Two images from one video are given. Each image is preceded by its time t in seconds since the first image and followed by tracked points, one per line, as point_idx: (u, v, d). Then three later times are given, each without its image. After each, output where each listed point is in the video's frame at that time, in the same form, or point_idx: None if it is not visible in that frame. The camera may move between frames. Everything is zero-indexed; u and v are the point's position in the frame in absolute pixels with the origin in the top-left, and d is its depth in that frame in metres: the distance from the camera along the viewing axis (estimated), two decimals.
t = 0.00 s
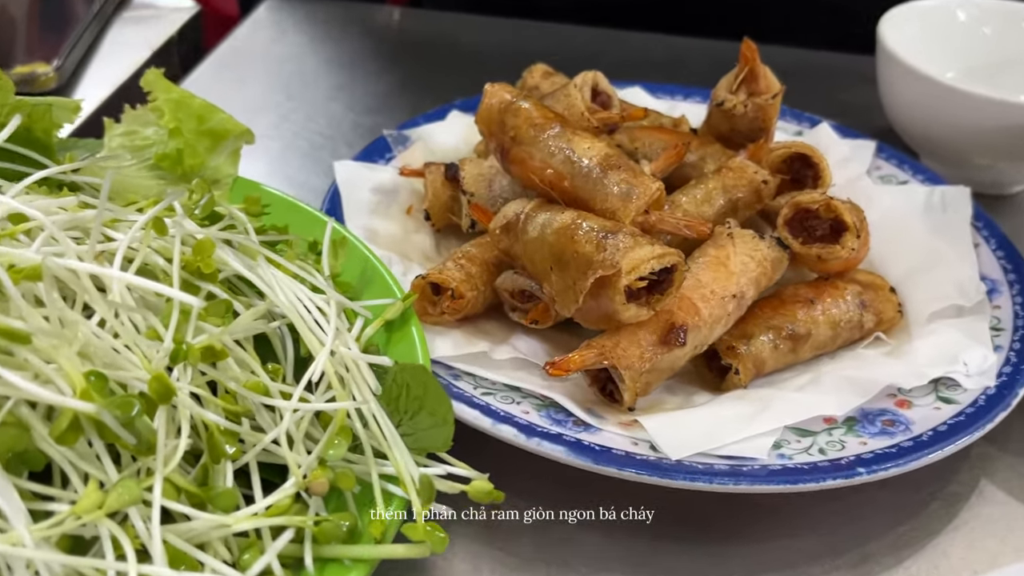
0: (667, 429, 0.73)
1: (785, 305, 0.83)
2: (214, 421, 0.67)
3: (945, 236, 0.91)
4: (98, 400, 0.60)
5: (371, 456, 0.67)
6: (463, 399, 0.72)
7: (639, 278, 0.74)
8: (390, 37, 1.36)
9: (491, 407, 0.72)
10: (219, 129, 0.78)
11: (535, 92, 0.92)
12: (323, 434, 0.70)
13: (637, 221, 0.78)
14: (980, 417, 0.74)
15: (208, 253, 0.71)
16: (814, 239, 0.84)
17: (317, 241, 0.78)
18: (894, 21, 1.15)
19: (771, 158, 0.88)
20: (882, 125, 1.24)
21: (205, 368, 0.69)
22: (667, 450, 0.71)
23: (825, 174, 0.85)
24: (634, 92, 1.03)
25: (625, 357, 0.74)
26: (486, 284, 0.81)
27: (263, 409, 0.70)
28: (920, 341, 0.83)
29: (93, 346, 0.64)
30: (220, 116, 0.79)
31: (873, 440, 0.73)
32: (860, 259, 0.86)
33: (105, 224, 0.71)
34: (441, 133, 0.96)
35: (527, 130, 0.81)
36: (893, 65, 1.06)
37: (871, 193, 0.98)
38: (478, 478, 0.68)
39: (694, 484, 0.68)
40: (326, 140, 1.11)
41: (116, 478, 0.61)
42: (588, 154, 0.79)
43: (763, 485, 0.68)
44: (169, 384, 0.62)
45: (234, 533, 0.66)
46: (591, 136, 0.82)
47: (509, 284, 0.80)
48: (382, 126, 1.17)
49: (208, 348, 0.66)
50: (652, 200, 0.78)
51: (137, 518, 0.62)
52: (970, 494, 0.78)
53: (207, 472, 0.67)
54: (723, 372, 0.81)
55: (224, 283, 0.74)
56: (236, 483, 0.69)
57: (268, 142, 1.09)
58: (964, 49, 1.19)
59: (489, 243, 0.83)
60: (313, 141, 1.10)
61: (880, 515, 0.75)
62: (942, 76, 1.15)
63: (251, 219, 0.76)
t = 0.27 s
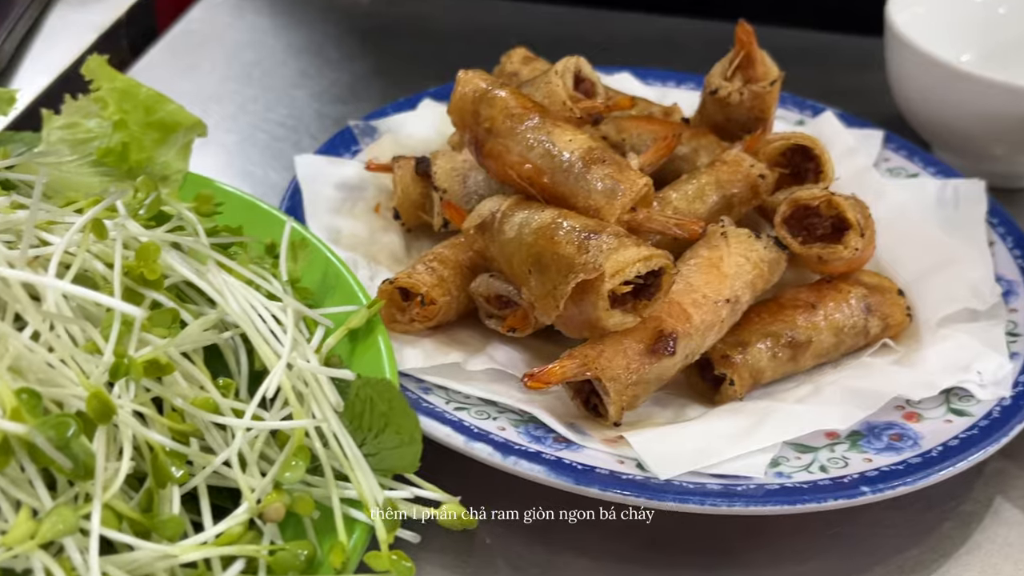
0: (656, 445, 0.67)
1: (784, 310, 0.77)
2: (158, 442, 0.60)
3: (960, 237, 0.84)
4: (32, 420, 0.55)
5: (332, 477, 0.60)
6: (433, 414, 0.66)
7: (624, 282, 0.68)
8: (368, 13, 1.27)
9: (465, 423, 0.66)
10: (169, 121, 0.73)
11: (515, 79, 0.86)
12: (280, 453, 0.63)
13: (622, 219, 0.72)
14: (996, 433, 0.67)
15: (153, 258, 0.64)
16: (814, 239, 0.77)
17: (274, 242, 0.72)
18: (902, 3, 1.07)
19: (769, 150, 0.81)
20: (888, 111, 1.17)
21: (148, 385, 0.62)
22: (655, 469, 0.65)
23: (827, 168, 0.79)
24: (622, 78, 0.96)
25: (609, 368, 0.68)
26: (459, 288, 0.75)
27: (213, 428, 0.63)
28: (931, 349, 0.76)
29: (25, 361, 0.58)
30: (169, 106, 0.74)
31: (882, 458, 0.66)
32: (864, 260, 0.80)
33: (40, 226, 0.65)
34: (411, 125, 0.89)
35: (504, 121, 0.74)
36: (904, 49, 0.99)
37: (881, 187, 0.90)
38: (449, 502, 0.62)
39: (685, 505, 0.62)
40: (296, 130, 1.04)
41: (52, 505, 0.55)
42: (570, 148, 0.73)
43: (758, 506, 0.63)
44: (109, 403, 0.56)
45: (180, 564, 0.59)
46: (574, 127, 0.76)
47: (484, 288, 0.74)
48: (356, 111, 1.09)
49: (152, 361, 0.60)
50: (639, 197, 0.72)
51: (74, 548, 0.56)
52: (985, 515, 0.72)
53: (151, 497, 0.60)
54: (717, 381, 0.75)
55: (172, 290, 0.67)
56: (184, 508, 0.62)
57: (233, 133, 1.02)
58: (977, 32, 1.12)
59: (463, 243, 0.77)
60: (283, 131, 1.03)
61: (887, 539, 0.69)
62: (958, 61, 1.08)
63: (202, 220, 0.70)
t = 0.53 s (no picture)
0: (637, 450, 0.66)
1: (767, 313, 0.76)
2: (126, 453, 0.58)
3: (947, 236, 0.83)
4: None
5: (305, 487, 0.58)
6: (408, 421, 0.64)
7: (603, 285, 0.67)
8: (351, 9, 1.25)
9: (441, 430, 0.64)
10: (138, 123, 0.72)
11: (494, 78, 0.84)
12: (252, 463, 0.61)
13: (602, 221, 0.70)
14: (983, 436, 0.66)
15: (120, 264, 0.62)
16: (797, 240, 0.76)
17: (246, 246, 0.70)
18: None
19: (753, 149, 0.80)
20: (875, 108, 1.16)
21: (115, 395, 0.60)
22: (635, 477, 0.63)
23: (811, 168, 0.77)
24: (604, 77, 0.95)
25: (588, 373, 0.67)
26: (437, 293, 0.74)
27: (182, 438, 0.61)
28: (918, 351, 0.75)
29: None
30: (138, 108, 0.72)
31: (866, 464, 0.65)
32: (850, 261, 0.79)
33: (4, 232, 0.62)
34: (389, 125, 0.88)
35: (481, 122, 0.73)
36: (891, 44, 0.97)
37: (867, 186, 0.89)
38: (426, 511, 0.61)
39: (665, 513, 0.61)
40: (273, 130, 1.02)
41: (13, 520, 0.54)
42: (548, 149, 0.72)
43: (739, 513, 0.61)
44: (76, 413, 0.54)
45: None
46: (552, 127, 0.75)
47: (463, 292, 0.72)
48: (336, 110, 1.07)
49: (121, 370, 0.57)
50: (618, 198, 0.71)
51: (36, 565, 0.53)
52: (972, 520, 0.71)
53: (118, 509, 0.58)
54: (700, 386, 0.73)
55: (140, 297, 0.65)
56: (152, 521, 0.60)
57: (209, 134, 1.00)
58: (964, 29, 1.11)
59: (440, 247, 0.76)
60: (259, 131, 1.01)
61: (871, 546, 0.68)
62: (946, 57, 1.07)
63: (172, 224, 0.68)
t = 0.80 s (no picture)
0: (612, 451, 0.66)
1: (742, 313, 0.77)
2: (99, 457, 0.58)
3: (922, 238, 0.84)
4: None
5: (278, 490, 0.58)
6: (383, 423, 0.64)
7: (577, 287, 0.67)
8: (332, 12, 1.25)
9: (417, 432, 0.64)
10: (115, 128, 0.72)
11: (471, 81, 0.85)
12: (226, 466, 0.61)
13: (577, 224, 0.71)
14: (954, 435, 0.67)
15: (94, 269, 0.62)
16: (770, 241, 0.76)
17: (222, 250, 0.71)
18: None
19: (727, 151, 0.80)
20: (853, 109, 1.16)
21: (90, 399, 0.60)
22: (609, 477, 0.63)
23: (785, 169, 0.78)
24: (582, 78, 0.95)
25: (563, 374, 0.67)
26: (413, 295, 0.74)
27: (156, 441, 0.62)
28: (891, 351, 0.76)
29: None
30: (114, 113, 0.73)
31: (839, 462, 0.66)
32: (823, 262, 0.79)
33: None
34: (366, 128, 0.88)
35: (457, 125, 0.73)
36: (867, 46, 0.98)
37: (842, 186, 0.89)
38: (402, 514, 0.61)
39: (639, 513, 0.61)
40: (251, 134, 1.03)
41: None
42: (523, 151, 0.72)
43: (712, 512, 0.61)
44: (49, 418, 0.54)
45: None
46: (527, 130, 0.75)
47: (439, 294, 0.73)
48: (317, 113, 1.07)
49: (94, 375, 0.57)
50: (593, 200, 0.71)
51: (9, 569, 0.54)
52: (945, 519, 0.72)
53: (92, 513, 0.58)
54: (676, 386, 0.74)
55: (114, 301, 0.66)
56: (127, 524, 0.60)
57: (187, 138, 1.00)
58: (940, 31, 1.12)
59: (416, 249, 0.76)
60: (237, 135, 1.02)
61: (844, 545, 0.69)
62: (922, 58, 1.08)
63: (147, 228, 0.69)
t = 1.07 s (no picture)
0: (586, 450, 0.66)
1: (716, 312, 0.77)
2: (67, 458, 0.58)
3: (898, 236, 0.84)
4: None
5: (247, 491, 0.58)
6: (356, 423, 0.64)
7: (549, 286, 0.67)
8: (312, 13, 1.25)
9: (390, 432, 0.64)
10: (87, 129, 0.72)
11: (447, 80, 0.85)
12: (195, 466, 0.61)
13: (550, 223, 0.70)
14: (927, 431, 0.67)
15: (63, 270, 0.62)
16: (743, 239, 0.77)
17: (194, 251, 0.71)
18: None
19: (702, 150, 0.80)
20: (832, 107, 1.17)
21: (58, 400, 0.60)
22: (582, 475, 0.63)
23: (759, 167, 0.78)
24: (559, 77, 0.95)
25: (536, 373, 0.67)
26: (388, 296, 0.74)
27: (125, 442, 0.62)
28: (867, 348, 0.76)
29: None
30: (87, 114, 0.72)
31: (812, 460, 0.66)
32: (797, 261, 0.79)
33: None
34: (341, 128, 0.88)
35: (431, 125, 0.73)
36: (844, 43, 0.98)
37: (818, 184, 0.89)
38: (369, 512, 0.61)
39: (612, 511, 0.61)
40: (227, 135, 1.03)
41: None
42: (496, 150, 0.72)
43: (684, 510, 0.61)
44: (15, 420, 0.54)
45: None
46: (501, 129, 0.75)
47: (413, 294, 0.73)
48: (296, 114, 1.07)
49: (61, 377, 0.57)
50: (566, 199, 0.71)
51: None
52: (919, 515, 0.72)
53: (60, 515, 0.58)
54: (650, 385, 0.74)
55: (84, 303, 0.66)
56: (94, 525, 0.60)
57: (163, 140, 1.00)
58: (918, 29, 1.12)
59: (390, 249, 0.77)
60: (213, 136, 1.02)
61: (818, 543, 0.69)
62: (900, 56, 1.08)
63: (118, 230, 0.69)
